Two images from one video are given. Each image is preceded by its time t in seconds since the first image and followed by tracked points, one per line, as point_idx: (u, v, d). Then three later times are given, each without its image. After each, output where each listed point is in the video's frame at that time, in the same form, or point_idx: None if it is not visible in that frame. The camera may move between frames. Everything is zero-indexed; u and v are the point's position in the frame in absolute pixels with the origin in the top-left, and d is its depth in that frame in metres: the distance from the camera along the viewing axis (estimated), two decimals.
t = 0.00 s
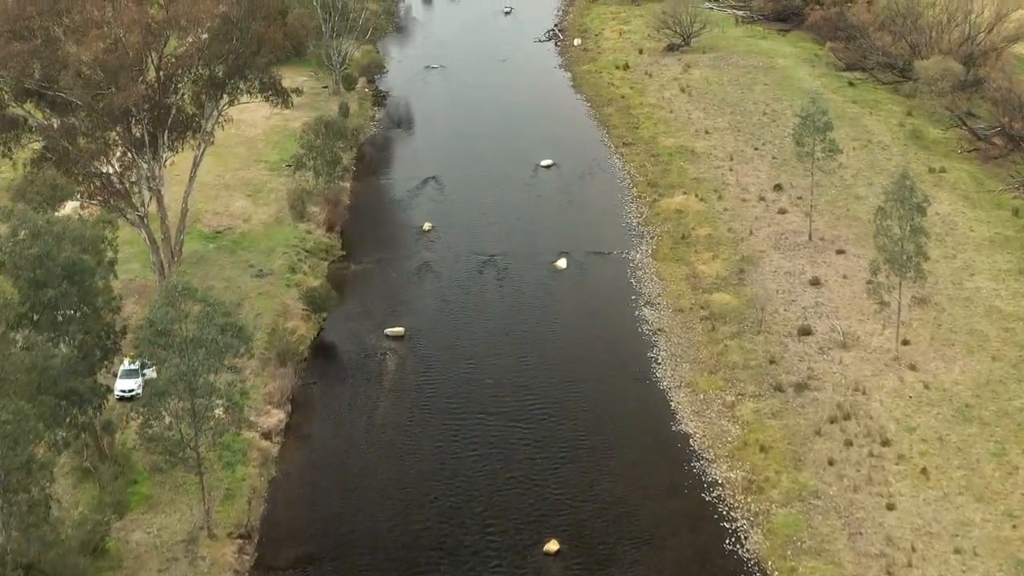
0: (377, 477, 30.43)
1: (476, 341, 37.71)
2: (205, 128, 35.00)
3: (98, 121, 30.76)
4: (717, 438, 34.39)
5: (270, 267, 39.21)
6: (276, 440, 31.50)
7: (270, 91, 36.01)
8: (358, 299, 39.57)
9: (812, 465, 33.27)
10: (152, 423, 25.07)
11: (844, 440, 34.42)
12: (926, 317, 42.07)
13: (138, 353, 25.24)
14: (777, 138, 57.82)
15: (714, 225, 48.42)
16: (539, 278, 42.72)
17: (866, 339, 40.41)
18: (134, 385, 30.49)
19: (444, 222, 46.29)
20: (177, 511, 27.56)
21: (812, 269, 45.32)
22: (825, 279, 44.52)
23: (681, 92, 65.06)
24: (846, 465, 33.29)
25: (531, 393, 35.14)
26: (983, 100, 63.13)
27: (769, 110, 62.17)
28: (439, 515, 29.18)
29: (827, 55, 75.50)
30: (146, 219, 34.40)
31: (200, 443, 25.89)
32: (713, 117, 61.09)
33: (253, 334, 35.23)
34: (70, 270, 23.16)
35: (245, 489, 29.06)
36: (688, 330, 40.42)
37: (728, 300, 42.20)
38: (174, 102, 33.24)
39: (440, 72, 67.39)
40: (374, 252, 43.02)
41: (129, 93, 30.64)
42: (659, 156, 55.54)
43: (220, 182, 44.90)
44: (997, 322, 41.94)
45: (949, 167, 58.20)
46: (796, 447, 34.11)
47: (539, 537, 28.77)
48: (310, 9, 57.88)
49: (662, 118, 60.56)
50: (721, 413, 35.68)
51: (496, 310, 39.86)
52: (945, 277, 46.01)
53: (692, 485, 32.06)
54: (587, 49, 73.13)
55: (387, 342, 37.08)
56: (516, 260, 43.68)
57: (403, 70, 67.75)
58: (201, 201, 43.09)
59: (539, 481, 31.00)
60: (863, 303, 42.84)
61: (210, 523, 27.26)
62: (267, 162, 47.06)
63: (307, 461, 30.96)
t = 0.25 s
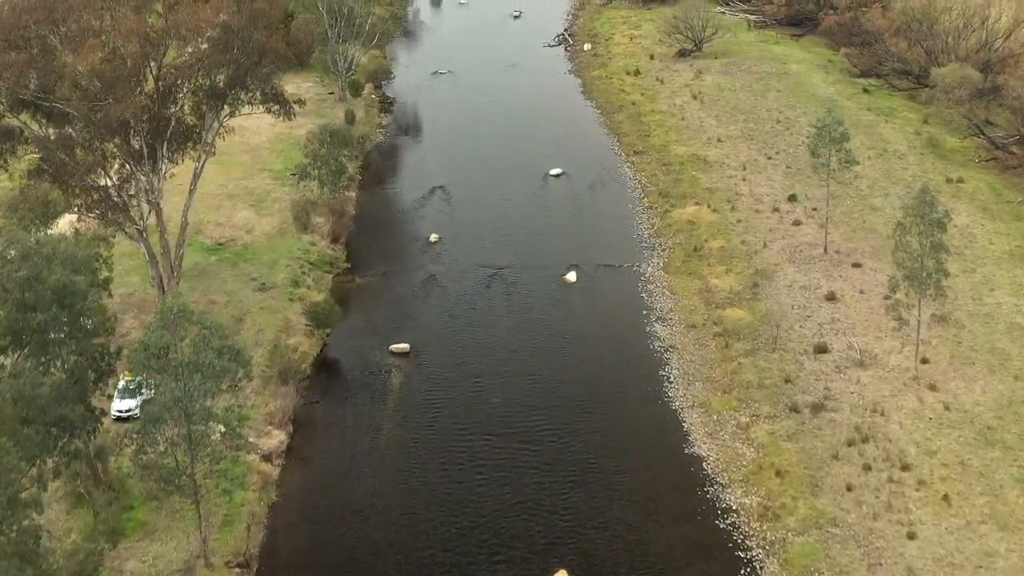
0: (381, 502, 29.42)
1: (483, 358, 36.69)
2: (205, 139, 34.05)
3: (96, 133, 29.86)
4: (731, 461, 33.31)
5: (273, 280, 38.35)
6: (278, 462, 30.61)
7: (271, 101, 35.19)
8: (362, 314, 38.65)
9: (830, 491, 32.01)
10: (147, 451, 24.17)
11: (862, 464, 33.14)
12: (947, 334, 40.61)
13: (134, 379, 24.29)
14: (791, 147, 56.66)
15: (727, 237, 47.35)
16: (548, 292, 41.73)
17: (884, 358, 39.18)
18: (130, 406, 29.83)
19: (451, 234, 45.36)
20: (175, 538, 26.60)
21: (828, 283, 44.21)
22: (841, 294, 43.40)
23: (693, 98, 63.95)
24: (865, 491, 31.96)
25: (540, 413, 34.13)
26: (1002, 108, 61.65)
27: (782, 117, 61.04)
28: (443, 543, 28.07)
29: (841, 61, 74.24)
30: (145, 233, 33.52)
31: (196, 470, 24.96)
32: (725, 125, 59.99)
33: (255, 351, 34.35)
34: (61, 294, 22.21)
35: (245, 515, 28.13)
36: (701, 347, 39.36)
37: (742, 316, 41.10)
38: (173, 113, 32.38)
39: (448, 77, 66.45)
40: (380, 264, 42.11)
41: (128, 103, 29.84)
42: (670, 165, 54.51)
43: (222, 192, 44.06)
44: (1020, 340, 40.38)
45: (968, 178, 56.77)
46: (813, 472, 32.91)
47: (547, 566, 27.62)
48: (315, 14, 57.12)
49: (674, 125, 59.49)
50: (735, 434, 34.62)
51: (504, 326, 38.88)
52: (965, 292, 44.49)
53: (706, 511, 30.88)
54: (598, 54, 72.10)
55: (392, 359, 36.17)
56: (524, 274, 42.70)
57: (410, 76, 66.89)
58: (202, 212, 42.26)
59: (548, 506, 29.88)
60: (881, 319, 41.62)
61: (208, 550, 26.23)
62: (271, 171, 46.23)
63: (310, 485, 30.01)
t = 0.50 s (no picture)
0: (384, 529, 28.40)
1: (491, 376, 35.76)
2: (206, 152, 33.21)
3: (93, 146, 29.02)
4: (746, 486, 32.25)
5: (276, 295, 37.62)
6: (278, 485, 29.72)
7: (275, 113, 33.90)
8: (368, 330, 37.80)
9: (848, 519, 30.56)
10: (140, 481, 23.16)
11: (882, 489, 31.65)
12: (969, 353, 38.95)
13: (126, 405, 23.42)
14: (806, 157, 55.48)
15: (741, 250, 46.26)
16: (558, 306, 40.79)
17: (904, 377, 37.79)
18: (128, 426, 28.98)
19: (459, 246, 44.48)
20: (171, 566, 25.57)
21: (844, 298, 43.07)
22: (859, 310, 42.21)
23: (706, 106, 62.80)
24: (886, 519, 30.36)
25: (548, 434, 33.11)
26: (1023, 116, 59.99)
27: (796, 126, 59.91)
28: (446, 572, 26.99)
29: (857, 67, 72.94)
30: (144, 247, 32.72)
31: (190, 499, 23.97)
32: (738, 133, 58.85)
33: (257, 369, 33.52)
34: (50, 318, 21.35)
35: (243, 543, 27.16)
36: (715, 365, 38.32)
37: (757, 333, 40.01)
38: (172, 125, 31.53)
39: (457, 83, 65.64)
40: (386, 277, 41.27)
41: (124, 117, 28.71)
42: (683, 175, 53.48)
43: (226, 203, 43.29)
44: None
45: (988, 189, 55.08)
46: (832, 498, 31.47)
47: None
48: (322, 20, 56.16)
49: (686, 133, 58.39)
50: (750, 458, 33.52)
51: (513, 342, 37.95)
52: (984, 309, 42.79)
53: (721, 538, 29.70)
54: (609, 59, 71.06)
55: (398, 377, 35.27)
56: (533, 287, 41.76)
57: (419, 83, 66.04)
58: (206, 223, 41.49)
59: (555, 533, 28.78)
60: (900, 337, 40.34)
61: None
62: (276, 182, 45.47)
63: (310, 510, 29.02)
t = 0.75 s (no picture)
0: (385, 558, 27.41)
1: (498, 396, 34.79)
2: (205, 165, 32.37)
3: (88, 161, 28.15)
4: (761, 513, 31.05)
5: (279, 310, 37.01)
6: (278, 510, 28.83)
7: (276, 125, 32.98)
8: (371, 347, 36.91)
9: (867, 549, 29.30)
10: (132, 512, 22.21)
11: (902, 516, 30.31)
12: (991, 373, 37.45)
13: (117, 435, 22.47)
14: (820, 167, 54.36)
15: (755, 263, 45.21)
16: (567, 321, 39.80)
17: (923, 398, 36.45)
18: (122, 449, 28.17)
19: (466, 259, 43.54)
20: None
21: (861, 314, 41.94)
22: (876, 328, 41.00)
23: (718, 113, 61.71)
24: (907, 548, 29.03)
25: (557, 457, 32.11)
26: None
27: (810, 134, 58.80)
28: None
29: (871, 74, 71.37)
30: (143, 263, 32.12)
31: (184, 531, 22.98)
32: (751, 141, 57.77)
33: (257, 389, 32.71)
34: (37, 346, 20.43)
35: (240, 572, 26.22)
36: (728, 384, 37.27)
37: (771, 351, 38.95)
38: (170, 139, 30.74)
39: (465, 89, 64.79)
40: (392, 292, 40.45)
41: (121, 132, 27.79)
42: (695, 186, 52.44)
43: (228, 213, 42.71)
44: None
45: (1007, 201, 53.24)
46: (849, 527, 30.20)
47: None
48: (327, 27, 55.50)
49: (698, 142, 57.34)
50: (766, 484, 32.37)
51: (520, 359, 36.97)
52: (1006, 326, 41.26)
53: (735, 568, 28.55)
54: (619, 65, 70.10)
55: (402, 396, 34.37)
56: (542, 302, 40.79)
57: (426, 89, 65.11)
58: (207, 235, 40.99)
59: (563, 562, 27.71)
60: (919, 355, 39.08)
61: None
62: (280, 192, 44.94)
63: (310, 536, 28.09)
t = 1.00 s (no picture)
0: None
1: (506, 416, 33.83)
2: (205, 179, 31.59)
3: (85, 173, 27.40)
4: (778, 542, 29.77)
5: (282, 326, 36.51)
6: (278, 536, 27.87)
7: (279, 138, 31.99)
8: (376, 365, 36.08)
9: None
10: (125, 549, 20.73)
11: (924, 546, 28.91)
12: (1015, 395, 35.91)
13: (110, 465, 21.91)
14: (837, 177, 53.20)
15: (770, 277, 44.14)
16: (578, 336, 38.90)
17: (944, 420, 34.98)
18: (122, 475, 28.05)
19: (474, 272, 42.67)
20: None
21: (879, 331, 40.72)
22: (895, 345, 39.76)
23: (731, 121, 60.60)
24: None
25: (566, 481, 31.10)
26: None
27: (826, 143, 57.64)
28: None
29: (887, 80, 69.81)
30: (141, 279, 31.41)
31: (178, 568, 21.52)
32: (765, 150, 56.65)
33: (259, 409, 31.91)
34: (24, 376, 19.48)
35: None
36: (743, 404, 36.14)
37: (787, 370, 37.85)
38: (169, 152, 30.03)
39: (475, 95, 63.99)
40: (398, 307, 39.67)
41: (118, 143, 27.04)
42: (708, 196, 51.38)
43: (232, 224, 42.48)
44: None
45: None
46: (869, 558, 28.86)
47: None
48: (333, 32, 54.26)
49: (711, 150, 56.30)
50: (784, 511, 31.12)
51: (529, 378, 36.00)
52: None
53: None
54: (631, 71, 69.12)
55: (408, 416, 33.46)
56: (552, 316, 39.90)
57: (434, 95, 64.28)
58: (209, 247, 40.71)
59: None
60: (939, 375, 37.76)
61: None
62: (284, 202, 44.62)
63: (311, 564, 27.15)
